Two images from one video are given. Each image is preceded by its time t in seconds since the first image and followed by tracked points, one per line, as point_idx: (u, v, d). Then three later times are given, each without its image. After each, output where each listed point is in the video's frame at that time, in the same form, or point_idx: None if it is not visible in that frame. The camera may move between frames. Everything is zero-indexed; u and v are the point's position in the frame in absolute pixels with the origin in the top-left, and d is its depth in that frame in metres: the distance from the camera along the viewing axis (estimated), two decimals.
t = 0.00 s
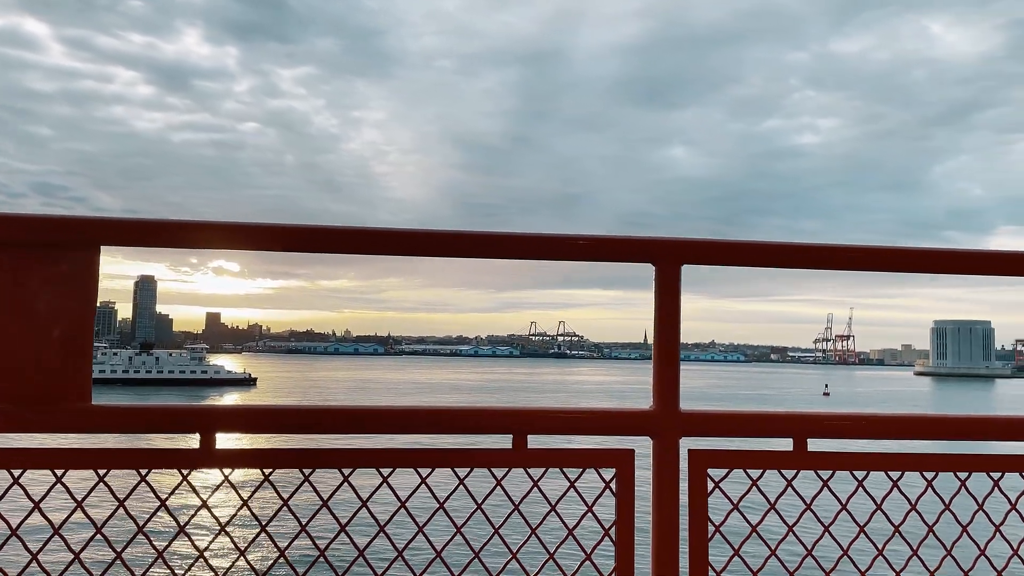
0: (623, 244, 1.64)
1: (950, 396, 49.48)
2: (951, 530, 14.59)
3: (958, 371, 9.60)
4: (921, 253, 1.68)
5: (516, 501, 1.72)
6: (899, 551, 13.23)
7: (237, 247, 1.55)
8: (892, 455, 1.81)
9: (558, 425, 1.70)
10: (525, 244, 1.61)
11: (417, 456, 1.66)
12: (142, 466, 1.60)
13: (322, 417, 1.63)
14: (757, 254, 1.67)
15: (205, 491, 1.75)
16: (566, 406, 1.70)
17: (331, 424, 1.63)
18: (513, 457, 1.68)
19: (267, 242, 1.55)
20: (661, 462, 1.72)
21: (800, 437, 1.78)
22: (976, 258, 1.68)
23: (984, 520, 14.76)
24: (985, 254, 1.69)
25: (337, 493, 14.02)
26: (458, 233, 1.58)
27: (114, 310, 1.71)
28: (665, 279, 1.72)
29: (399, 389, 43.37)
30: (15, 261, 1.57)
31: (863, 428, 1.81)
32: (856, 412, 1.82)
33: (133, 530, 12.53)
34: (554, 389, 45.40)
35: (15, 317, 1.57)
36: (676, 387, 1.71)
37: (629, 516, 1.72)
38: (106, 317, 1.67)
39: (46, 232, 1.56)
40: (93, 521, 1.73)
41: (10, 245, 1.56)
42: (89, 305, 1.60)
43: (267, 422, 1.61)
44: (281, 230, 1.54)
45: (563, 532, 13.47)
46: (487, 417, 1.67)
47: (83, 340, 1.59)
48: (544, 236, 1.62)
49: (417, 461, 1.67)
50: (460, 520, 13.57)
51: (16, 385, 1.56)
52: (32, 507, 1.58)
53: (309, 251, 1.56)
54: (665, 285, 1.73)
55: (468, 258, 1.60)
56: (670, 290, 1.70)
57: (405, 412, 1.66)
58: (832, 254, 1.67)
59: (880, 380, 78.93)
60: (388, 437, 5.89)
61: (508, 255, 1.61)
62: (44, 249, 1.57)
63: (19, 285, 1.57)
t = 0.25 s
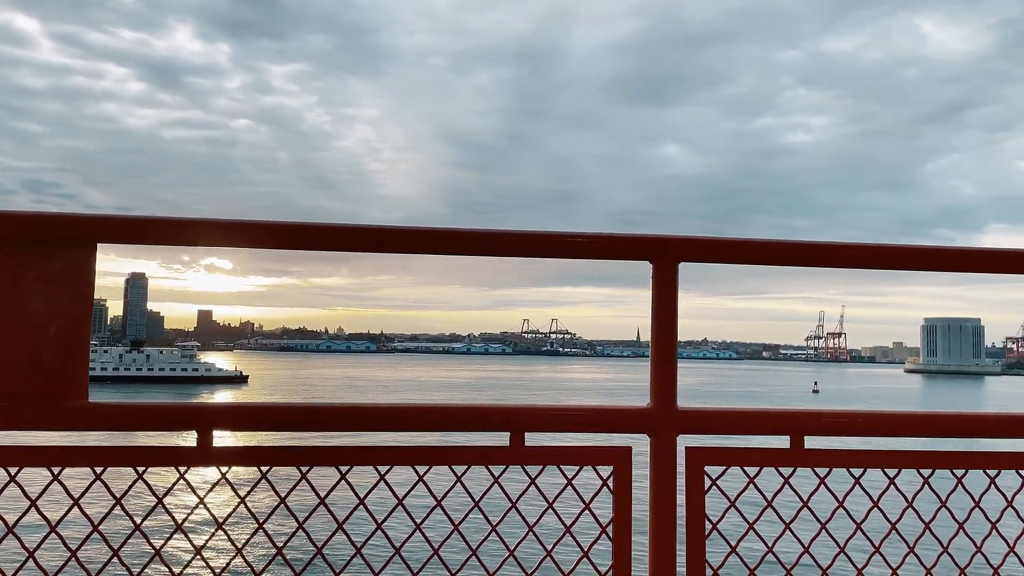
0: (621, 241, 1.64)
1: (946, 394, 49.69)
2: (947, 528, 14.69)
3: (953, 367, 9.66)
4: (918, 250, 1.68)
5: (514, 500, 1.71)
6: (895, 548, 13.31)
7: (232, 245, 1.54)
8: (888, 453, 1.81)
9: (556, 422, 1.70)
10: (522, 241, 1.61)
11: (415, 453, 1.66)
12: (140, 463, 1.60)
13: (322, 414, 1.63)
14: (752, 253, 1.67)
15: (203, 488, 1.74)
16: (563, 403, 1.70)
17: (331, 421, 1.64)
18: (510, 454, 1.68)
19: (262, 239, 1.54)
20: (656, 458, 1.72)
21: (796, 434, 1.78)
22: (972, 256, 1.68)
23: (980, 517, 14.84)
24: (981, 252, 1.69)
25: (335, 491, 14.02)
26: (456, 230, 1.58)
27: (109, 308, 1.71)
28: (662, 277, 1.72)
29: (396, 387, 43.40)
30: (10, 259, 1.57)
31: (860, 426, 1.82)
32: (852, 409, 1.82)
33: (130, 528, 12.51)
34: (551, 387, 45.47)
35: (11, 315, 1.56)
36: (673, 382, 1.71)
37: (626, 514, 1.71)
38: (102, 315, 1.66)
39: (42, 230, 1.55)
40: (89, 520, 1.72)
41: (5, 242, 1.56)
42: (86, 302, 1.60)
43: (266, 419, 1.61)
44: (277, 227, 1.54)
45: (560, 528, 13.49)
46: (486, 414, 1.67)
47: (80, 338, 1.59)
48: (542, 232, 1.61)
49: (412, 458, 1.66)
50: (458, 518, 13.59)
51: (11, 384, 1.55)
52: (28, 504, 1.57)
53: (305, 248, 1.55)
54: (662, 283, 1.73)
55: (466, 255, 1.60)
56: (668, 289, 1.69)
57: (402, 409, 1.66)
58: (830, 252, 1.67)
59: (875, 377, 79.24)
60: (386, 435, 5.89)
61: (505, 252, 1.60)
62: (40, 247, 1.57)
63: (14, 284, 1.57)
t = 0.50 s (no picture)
0: (618, 239, 1.64)
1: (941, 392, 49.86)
2: (943, 525, 14.74)
3: (949, 365, 9.67)
4: (915, 248, 1.68)
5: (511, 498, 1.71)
6: (891, 545, 13.35)
7: (226, 244, 1.53)
8: (885, 452, 1.81)
9: (554, 421, 1.69)
10: (519, 239, 1.60)
11: (411, 452, 1.65)
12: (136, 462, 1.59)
13: (318, 413, 1.62)
14: (749, 252, 1.67)
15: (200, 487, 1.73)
16: (560, 402, 1.70)
17: (328, 419, 1.63)
18: (507, 453, 1.67)
19: (257, 237, 1.54)
20: (653, 456, 1.72)
21: (793, 433, 1.78)
22: (968, 254, 1.68)
23: (976, 515, 14.89)
24: (978, 249, 1.69)
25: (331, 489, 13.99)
26: (452, 228, 1.57)
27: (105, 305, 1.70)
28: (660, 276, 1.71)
29: (393, 385, 43.43)
30: (7, 256, 1.56)
31: (858, 424, 1.81)
32: (849, 408, 1.82)
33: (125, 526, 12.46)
34: (548, 385, 45.45)
35: (6, 314, 1.55)
36: (670, 381, 1.71)
37: (623, 511, 1.71)
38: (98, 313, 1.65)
39: (36, 228, 1.54)
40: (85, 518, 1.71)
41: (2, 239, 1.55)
42: (82, 300, 1.58)
43: (262, 418, 1.60)
44: (272, 225, 1.53)
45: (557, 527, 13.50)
46: (483, 413, 1.66)
47: (75, 337, 1.58)
48: (539, 231, 1.60)
49: (408, 457, 1.66)
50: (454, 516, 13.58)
51: (8, 382, 1.55)
52: (24, 502, 1.56)
53: (301, 246, 1.55)
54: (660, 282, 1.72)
55: (463, 253, 1.59)
56: (665, 287, 1.69)
57: (397, 408, 1.65)
58: (827, 250, 1.67)
59: (871, 376, 79.44)
60: (383, 434, 5.88)
61: (501, 250, 1.60)
62: (37, 244, 1.56)
63: (11, 281, 1.56)
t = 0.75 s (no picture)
0: (616, 238, 1.63)
1: (936, 391, 50.06)
2: (938, 524, 14.80)
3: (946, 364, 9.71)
4: (914, 247, 1.67)
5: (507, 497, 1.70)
6: (887, 544, 13.40)
7: (218, 242, 1.52)
8: (882, 450, 1.81)
9: (550, 419, 1.69)
10: (515, 238, 1.59)
11: (407, 450, 1.64)
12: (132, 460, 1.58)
13: (314, 412, 1.61)
14: (746, 251, 1.67)
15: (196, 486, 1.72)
16: (557, 400, 1.70)
17: (324, 418, 1.62)
18: (503, 452, 1.67)
19: (250, 236, 1.53)
20: (650, 455, 1.72)
21: (789, 431, 1.78)
22: (968, 252, 1.67)
23: (972, 514, 14.94)
24: (978, 247, 1.68)
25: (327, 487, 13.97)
26: (448, 227, 1.57)
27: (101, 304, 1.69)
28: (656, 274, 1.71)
29: (390, 383, 43.42)
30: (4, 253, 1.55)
31: (853, 423, 1.81)
32: (846, 406, 1.82)
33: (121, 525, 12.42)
34: (544, 383, 45.46)
35: (2, 312, 1.54)
36: (667, 380, 1.70)
37: (619, 510, 1.70)
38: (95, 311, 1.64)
39: (31, 227, 1.54)
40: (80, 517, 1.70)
41: None
42: (78, 299, 1.57)
43: (258, 417, 1.59)
44: (266, 223, 1.52)
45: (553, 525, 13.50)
46: (479, 411, 1.66)
47: (69, 337, 1.57)
48: (536, 230, 1.60)
49: (404, 456, 1.65)
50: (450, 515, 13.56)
51: (4, 380, 1.54)
52: (19, 501, 1.55)
53: (296, 244, 1.54)
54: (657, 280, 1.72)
55: (460, 251, 1.58)
56: (662, 286, 1.68)
57: (392, 407, 1.64)
58: (824, 249, 1.67)
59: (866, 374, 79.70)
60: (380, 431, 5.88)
61: (497, 248, 1.59)
62: (33, 241, 1.55)
63: (6, 278, 1.55)
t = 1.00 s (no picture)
0: (613, 236, 1.62)
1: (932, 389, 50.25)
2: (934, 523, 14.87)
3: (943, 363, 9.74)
4: (913, 246, 1.66)
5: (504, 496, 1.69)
6: (884, 543, 13.44)
7: (210, 239, 1.51)
8: (879, 449, 1.81)
9: (547, 418, 1.69)
10: (512, 237, 1.58)
11: (403, 449, 1.63)
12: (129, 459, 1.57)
13: (310, 411, 1.60)
14: (743, 250, 1.66)
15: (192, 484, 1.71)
16: (554, 399, 1.69)
17: (320, 417, 1.61)
18: (500, 451, 1.66)
19: (242, 234, 1.52)
20: (647, 455, 1.71)
21: (786, 430, 1.77)
22: (967, 251, 1.66)
23: (968, 512, 15.01)
24: (978, 246, 1.67)
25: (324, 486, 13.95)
26: (444, 225, 1.56)
27: (98, 303, 1.68)
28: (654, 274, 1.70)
29: (387, 381, 43.40)
30: None
31: (850, 421, 1.81)
32: (843, 405, 1.82)
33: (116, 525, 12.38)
34: (541, 382, 45.49)
35: None
36: (664, 379, 1.70)
37: (616, 510, 1.69)
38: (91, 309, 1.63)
39: (27, 225, 1.52)
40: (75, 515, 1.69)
41: None
42: (73, 297, 1.56)
43: (254, 416, 1.58)
44: (260, 222, 1.51)
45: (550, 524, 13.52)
46: (476, 410, 1.65)
47: (65, 335, 1.55)
48: (533, 228, 1.59)
49: (400, 454, 1.64)
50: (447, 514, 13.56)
51: None
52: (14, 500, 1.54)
53: (292, 243, 1.53)
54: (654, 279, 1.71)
55: (457, 250, 1.57)
56: (659, 284, 1.68)
57: (388, 406, 1.64)
58: (822, 248, 1.66)
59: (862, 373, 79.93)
60: (376, 429, 5.87)
61: (493, 247, 1.58)
62: (28, 240, 1.54)
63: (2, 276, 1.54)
